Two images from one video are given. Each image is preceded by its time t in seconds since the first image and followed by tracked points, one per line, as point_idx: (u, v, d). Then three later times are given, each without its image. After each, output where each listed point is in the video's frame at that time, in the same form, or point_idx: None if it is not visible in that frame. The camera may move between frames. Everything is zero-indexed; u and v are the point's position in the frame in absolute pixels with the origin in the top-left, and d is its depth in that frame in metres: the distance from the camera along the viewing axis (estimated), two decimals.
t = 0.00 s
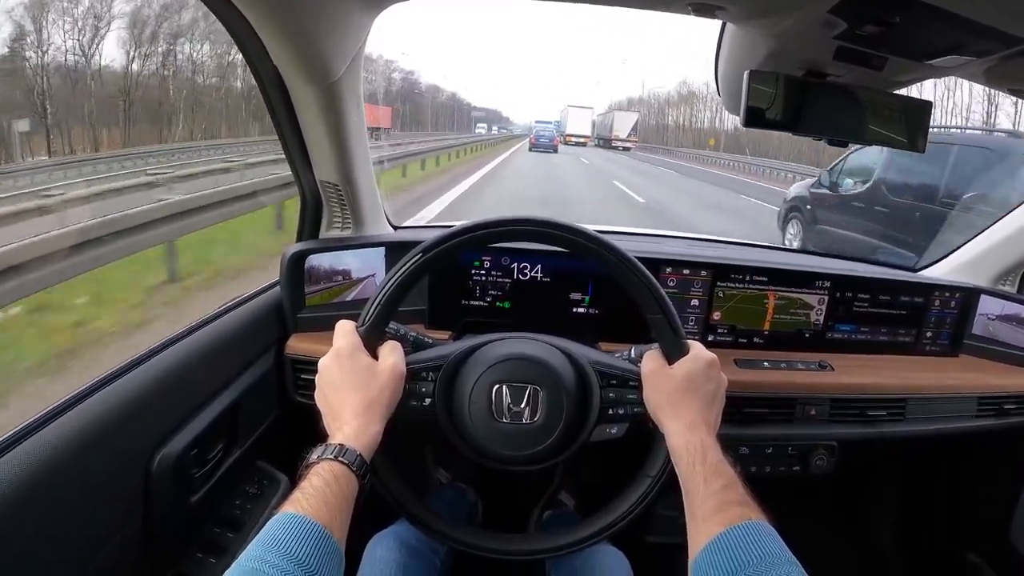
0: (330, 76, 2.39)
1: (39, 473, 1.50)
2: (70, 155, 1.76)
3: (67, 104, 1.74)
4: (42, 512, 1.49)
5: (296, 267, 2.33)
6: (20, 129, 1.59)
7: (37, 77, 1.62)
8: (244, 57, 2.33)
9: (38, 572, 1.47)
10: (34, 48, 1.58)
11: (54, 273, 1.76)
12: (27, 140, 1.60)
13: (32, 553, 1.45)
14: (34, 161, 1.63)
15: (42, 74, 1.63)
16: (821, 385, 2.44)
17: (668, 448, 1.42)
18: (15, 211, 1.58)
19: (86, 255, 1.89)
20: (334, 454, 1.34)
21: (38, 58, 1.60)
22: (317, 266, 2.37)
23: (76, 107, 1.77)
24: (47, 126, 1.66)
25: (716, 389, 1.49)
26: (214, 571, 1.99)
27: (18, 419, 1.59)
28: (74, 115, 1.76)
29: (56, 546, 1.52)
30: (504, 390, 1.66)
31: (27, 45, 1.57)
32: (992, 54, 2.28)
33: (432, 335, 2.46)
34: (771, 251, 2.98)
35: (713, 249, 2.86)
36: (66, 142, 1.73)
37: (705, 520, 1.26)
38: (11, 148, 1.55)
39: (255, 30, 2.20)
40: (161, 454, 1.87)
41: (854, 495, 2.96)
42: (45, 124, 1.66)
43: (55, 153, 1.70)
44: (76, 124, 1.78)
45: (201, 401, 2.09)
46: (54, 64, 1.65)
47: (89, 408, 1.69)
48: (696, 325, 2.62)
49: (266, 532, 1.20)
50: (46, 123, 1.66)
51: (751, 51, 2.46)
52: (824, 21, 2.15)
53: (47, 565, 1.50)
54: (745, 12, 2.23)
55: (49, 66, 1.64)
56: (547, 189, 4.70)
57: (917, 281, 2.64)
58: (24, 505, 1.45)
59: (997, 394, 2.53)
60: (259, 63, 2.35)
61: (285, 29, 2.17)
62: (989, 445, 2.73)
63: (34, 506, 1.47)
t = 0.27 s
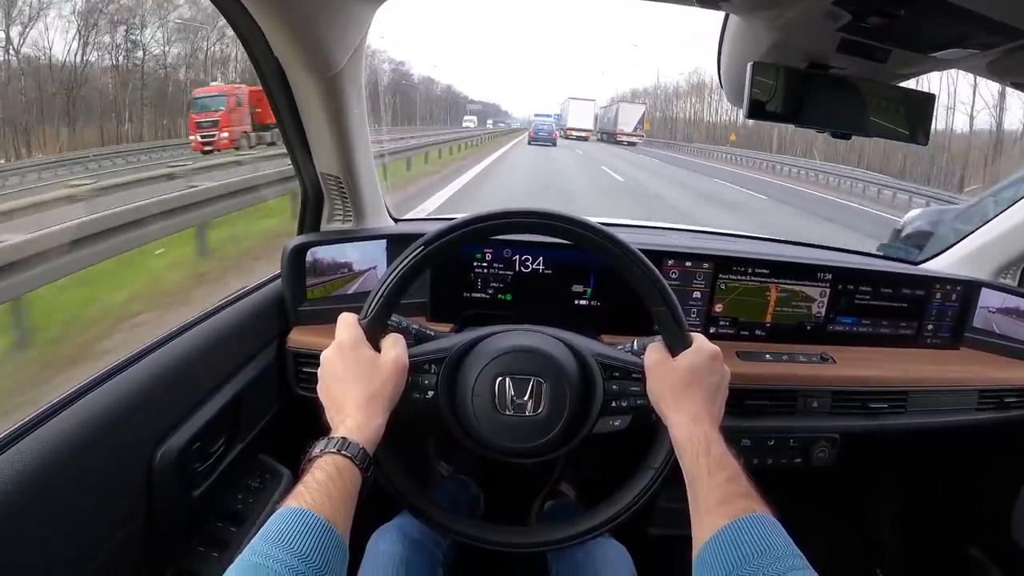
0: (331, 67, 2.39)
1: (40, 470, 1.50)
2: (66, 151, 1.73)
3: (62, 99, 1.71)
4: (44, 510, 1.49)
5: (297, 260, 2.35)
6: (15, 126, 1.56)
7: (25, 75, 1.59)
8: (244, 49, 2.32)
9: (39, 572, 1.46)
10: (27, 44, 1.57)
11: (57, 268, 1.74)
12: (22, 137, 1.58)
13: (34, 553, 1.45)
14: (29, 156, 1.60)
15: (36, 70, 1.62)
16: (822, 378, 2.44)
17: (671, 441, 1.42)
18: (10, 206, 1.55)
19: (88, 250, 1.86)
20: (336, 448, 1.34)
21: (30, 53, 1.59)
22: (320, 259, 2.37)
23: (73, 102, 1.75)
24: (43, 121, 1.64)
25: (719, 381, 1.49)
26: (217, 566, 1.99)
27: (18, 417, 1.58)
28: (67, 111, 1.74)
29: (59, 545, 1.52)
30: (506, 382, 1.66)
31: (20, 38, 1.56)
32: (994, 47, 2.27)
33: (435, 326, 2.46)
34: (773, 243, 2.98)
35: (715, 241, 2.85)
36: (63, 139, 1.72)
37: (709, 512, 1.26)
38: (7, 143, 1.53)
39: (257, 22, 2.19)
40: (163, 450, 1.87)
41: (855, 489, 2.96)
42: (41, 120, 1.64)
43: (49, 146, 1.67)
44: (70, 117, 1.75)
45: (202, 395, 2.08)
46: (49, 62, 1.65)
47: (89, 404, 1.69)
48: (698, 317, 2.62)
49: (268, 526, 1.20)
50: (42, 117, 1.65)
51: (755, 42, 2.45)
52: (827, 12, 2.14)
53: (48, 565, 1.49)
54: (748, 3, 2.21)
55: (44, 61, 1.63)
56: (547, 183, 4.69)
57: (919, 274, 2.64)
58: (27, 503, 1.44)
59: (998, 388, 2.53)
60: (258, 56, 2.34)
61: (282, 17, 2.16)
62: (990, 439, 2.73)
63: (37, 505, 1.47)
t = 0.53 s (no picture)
0: (325, 64, 2.36)
1: (37, 472, 1.49)
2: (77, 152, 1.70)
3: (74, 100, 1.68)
4: (42, 513, 1.49)
5: (292, 259, 2.32)
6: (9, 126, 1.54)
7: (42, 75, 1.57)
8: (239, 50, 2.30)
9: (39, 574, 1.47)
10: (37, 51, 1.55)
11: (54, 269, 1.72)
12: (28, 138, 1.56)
13: (33, 554, 1.46)
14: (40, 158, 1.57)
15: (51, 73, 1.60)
16: (820, 374, 2.43)
17: (667, 437, 1.41)
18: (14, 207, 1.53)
19: (85, 249, 1.83)
20: (331, 445, 1.34)
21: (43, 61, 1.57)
22: (317, 257, 2.37)
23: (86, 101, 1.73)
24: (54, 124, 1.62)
25: (715, 377, 1.48)
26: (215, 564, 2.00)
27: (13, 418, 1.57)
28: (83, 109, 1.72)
29: (57, 547, 1.53)
30: (502, 379, 1.66)
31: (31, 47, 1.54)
32: (992, 40, 2.26)
33: (429, 324, 2.43)
34: (770, 238, 2.97)
35: (712, 237, 2.85)
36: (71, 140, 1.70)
37: (704, 508, 1.26)
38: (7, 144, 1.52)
39: (252, 23, 2.17)
40: (159, 449, 1.87)
41: (854, 483, 2.96)
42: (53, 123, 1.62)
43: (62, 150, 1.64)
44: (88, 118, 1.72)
45: (199, 394, 2.08)
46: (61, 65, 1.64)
47: (84, 404, 1.68)
48: (695, 313, 2.62)
49: (264, 522, 1.20)
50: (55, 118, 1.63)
51: (751, 36, 2.44)
52: (823, 7, 2.13)
53: (49, 568, 1.50)
54: None
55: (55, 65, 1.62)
56: (545, 180, 4.68)
57: (916, 269, 2.64)
58: (23, 503, 1.44)
59: (996, 383, 2.53)
60: (253, 54, 2.32)
61: (282, 20, 2.14)
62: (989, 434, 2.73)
63: (33, 507, 1.47)
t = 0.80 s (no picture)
0: (321, 59, 2.34)
1: (34, 471, 1.49)
2: (62, 151, 1.69)
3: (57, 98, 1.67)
4: (40, 513, 1.48)
5: (290, 254, 2.32)
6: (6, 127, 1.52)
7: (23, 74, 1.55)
8: (235, 46, 2.28)
9: (39, 574, 1.47)
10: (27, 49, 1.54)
11: (52, 270, 1.71)
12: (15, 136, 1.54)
13: (34, 554, 1.46)
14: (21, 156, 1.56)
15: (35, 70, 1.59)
16: (819, 369, 2.43)
17: (667, 432, 1.41)
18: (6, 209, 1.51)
19: (80, 252, 1.82)
20: (325, 440, 1.33)
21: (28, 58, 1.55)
22: (316, 253, 2.36)
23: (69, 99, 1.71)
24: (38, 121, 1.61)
25: (714, 371, 1.48)
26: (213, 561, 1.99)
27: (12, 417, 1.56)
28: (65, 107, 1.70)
29: (58, 547, 1.52)
30: (500, 374, 1.65)
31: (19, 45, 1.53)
32: (992, 33, 2.25)
33: (427, 320, 2.42)
34: (769, 233, 2.97)
35: (711, 232, 2.84)
36: (59, 138, 1.68)
37: (705, 503, 1.25)
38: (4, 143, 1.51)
39: (248, 20, 2.15)
40: (157, 445, 1.86)
41: (855, 478, 2.95)
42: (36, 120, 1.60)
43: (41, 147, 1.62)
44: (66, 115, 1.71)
45: (196, 391, 2.07)
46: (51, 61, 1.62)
47: (81, 401, 1.67)
48: (694, 308, 2.61)
49: (256, 518, 1.20)
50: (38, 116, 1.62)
51: (749, 29, 2.42)
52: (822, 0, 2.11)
53: (49, 569, 1.50)
54: None
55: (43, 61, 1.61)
56: (544, 177, 4.67)
57: (916, 264, 2.63)
58: (20, 501, 1.44)
59: (997, 377, 2.52)
60: (250, 51, 2.30)
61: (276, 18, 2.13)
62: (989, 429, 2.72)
63: (31, 506, 1.46)
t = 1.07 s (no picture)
0: (320, 62, 2.34)
1: (37, 470, 1.50)
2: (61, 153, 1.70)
3: (54, 100, 1.67)
4: (42, 512, 1.49)
5: (290, 256, 2.32)
6: (8, 130, 1.53)
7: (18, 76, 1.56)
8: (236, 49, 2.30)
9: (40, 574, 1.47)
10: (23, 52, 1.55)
11: (53, 270, 1.72)
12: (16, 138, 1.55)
13: (34, 554, 1.46)
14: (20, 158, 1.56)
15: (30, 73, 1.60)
16: (816, 368, 2.44)
17: (664, 431, 1.42)
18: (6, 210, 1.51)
19: (79, 253, 1.83)
20: (325, 438, 1.35)
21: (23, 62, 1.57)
22: (314, 253, 2.37)
23: (67, 102, 1.72)
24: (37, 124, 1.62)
25: (711, 371, 1.50)
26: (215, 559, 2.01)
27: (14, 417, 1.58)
28: (65, 108, 1.72)
29: (58, 547, 1.53)
30: (499, 374, 1.67)
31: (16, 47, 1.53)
32: (988, 34, 2.26)
33: (426, 319, 2.44)
34: (767, 233, 2.98)
35: (708, 232, 2.85)
36: (60, 140, 1.70)
37: (702, 500, 1.27)
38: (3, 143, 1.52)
39: (248, 25, 2.15)
40: (159, 444, 1.88)
41: (849, 474, 2.97)
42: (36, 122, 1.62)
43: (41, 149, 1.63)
44: (65, 118, 1.72)
45: (198, 390, 2.09)
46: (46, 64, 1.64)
47: (83, 401, 1.69)
48: (691, 307, 2.63)
49: (257, 514, 1.21)
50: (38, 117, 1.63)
51: (746, 30, 2.43)
52: (818, 2, 2.12)
53: (48, 569, 1.50)
54: None
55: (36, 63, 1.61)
56: (543, 177, 4.69)
57: (912, 263, 2.64)
58: (24, 500, 1.45)
59: (993, 376, 2.54)
60: (251, 55, 2.31)
61: (277, 23, 2.13)
62: (985, 428, 2.74)
63: (34, 505, 1.47)
